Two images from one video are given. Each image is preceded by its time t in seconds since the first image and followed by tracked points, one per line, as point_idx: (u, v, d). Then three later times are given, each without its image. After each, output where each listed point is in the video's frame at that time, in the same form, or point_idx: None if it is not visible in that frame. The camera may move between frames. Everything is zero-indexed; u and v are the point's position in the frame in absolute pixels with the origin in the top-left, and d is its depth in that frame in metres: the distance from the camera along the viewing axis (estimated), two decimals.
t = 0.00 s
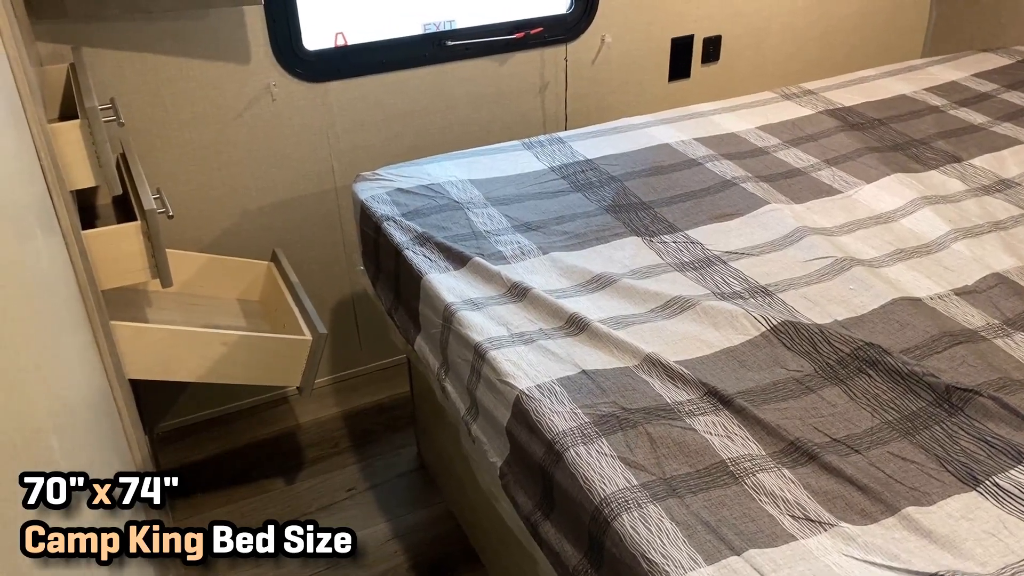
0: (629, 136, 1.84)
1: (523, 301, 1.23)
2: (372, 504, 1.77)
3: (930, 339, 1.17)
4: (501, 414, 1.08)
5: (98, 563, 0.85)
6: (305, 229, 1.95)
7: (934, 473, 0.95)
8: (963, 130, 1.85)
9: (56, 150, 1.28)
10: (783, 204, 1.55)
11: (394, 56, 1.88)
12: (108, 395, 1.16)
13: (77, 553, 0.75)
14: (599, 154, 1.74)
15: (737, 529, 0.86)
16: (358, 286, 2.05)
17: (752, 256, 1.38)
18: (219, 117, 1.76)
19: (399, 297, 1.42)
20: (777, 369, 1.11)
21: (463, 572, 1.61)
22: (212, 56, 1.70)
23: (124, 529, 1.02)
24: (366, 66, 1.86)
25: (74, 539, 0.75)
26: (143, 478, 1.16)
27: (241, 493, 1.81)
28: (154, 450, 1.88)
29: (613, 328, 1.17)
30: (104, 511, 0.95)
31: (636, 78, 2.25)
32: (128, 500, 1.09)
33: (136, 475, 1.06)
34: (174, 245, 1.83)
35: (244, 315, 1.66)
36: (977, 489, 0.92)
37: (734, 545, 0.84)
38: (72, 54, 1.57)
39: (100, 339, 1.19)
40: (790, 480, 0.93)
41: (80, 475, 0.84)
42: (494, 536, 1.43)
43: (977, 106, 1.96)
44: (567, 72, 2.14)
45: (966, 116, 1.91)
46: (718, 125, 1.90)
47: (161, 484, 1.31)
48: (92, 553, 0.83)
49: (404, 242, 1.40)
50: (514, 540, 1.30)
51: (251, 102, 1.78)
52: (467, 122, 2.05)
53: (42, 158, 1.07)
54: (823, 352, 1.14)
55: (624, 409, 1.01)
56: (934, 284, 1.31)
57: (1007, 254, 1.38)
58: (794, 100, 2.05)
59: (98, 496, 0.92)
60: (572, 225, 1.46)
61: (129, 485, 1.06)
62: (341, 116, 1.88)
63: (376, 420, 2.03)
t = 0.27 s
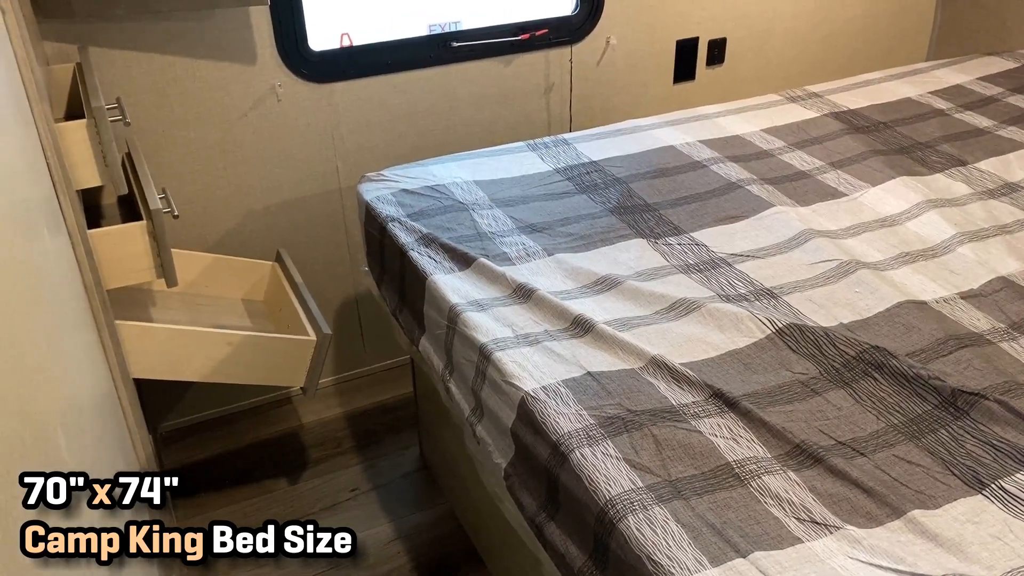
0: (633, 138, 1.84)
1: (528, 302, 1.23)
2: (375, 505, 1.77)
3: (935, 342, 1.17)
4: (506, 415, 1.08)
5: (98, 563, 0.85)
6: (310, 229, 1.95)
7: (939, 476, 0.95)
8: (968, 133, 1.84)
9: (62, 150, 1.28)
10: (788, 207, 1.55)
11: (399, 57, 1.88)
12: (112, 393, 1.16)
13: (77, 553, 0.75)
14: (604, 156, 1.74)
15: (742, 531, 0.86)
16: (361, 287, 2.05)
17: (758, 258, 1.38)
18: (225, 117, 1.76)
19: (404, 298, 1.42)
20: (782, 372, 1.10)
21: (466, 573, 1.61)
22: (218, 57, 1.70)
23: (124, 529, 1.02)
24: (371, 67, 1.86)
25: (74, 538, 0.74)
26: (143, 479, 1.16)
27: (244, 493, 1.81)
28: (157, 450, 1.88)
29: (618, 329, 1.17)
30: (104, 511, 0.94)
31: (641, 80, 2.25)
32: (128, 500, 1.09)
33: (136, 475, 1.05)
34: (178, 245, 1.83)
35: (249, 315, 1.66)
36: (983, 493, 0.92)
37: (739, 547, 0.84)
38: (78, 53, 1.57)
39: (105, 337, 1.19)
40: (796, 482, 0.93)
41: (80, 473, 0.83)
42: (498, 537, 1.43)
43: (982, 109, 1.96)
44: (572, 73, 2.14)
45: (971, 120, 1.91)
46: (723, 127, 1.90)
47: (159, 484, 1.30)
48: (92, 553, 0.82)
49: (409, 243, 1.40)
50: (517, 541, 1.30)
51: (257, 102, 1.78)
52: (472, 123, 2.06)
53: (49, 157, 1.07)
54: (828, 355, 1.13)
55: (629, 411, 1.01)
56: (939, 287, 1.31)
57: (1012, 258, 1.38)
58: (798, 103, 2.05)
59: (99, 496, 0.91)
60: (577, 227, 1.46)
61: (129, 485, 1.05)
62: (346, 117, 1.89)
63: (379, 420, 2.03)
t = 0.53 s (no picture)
0: (633, 141, 1.84)
1: (528, 306, 1.23)
2: (375, 509, 1.77)
3: (936, 347, 1.16)
4: (506, 419, 1.08)
5: (98, 564, 0.85)
6: (311, 233, 1.95)
7: (941, 481, 0.94)
8: (968, 137, 1.84)
9: (63, 154, 1.28)
10: (788, 211, 1.55)
11: (400, 61, 1.89)
12: (113, 398, 1.16)
13: (77, 553, 0.75)
14: (605, 160, 1.74)
15: (742, 535, 0.86)
16: (361, 291, 2.05)
17: (758, 262, 1.38)
18: (226, 121, 1.76)
19: (404, 301, 1.42)
20: (782, 376, 1.10)
21: None
22: (218, 61, 1.70)
23: (124, 529, 1.02)
24: (373, 72, 1.87)
25: (75, 539, 0.75)
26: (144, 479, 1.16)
27: (245, 496, 1.81)
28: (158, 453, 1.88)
29: (618, 333, 1.17)
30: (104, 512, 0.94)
31: (641, 84, 2.25)
32: (128, 500, 1.09)
33: (136, 475, 1.05)
34: (179, 249, 1.83)
35: (249, 319, 1.66)
36: (985, 497, 0.92)
37: (740, 552, 0.84)
38: (79, 58, 1.58)
39: (105, 342, 1.19)
40: (796, 486, 0.92)
41: (84, 477, 0.83)
42: (498, 541, 1.43)
43: (983, 113, 1.96)
44: (572, 77, 2.14)
45: (972, 123, 1.91)
46: (723, 131, 1.90)
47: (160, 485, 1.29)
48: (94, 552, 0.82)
49: (409, 247, 1.41)
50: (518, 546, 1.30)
51: (257, 106, 1.78)
52: (472, 127, 2.06)
53: (49, 161, 1.07)
54: (828, 359, 1.13)
55: (629, 415, 1.01)
56: (939, 291, 1.31)
57: (1013, 262, 1.38)
58: (798, 107, 2.05)
59: (99, 496, 0.90)
60: (577, 230, 1.46)
61: (129, 485, 1.05)
62: (347, 121, 1.89)
63: (379, 424, 2.03)
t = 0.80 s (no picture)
0: (629, 144, 1.85)
1: (525, 309, 1.23)
2: (373, 513, 1.77)
3: (932, 347, 1.17)
4: (504, 421, 1.08)
5: (98, 564, 0.85)
6: (308, 238, 1.95)
7: (937, 481, 0.95)
8: (962, 137, 1.85)
9: (59, 159, 1.28)
10: (784, 212, 1.55)
11: (396, 66, 1.89)
12: (110, 403, 1.15)
13: (76, 553, 0.74)
14: (600, 163, 1.75)
15: (741, 536, 0.86)
16: (358, 295, 2.05)
17: (754, 264, 1.38)
18: (222, 126, 1.76)
19: (401, 305, 1.42)
20: (779, 377, 1.11)
21: None
22: (215, 66, 1.71)
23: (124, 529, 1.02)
24: (369, 76, 1.87)
25: (75, 540, 0.75)
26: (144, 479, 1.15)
27: (244, 501, 1.81)
28: (156, 458, 1.88)
29: (616, 336, 1.17)
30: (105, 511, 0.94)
31: (636, 87, 2.26)
32: (128, 500, 1.09)
33: (136, 475, 1.05)
34: (175, 254, 1.83)
35: (247, 324, 1.66)
36: (981, 496, 0.93)
37: (738, 552, 0.84)
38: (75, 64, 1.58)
39: (101, 346, 1.18)
40: (794, 486, 0.93)
41: (83, 477, 0.83)
42: (496, 544, 1.43)
43: (976, 114, 1.97)
44: (568, 80, 2.15)
45: (966, 124, 1.92)
46: (718, 133, 1.91)
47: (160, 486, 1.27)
48: (94, 552, 0.82)
49: (406, 251, 1.41)
50: (516, 549, 1.31)
51: (253, 111, 1.78)
52: (468, 131, 2.06)
53: (45, 167, 1.07)
54: (825, 359, 1.14)
55: (627, 417, 1.01)
56: (935, 291, 1.31)
57: (1007, 262, 1.39)
58: (793, 109, 2.06)
59: (98, 496, 0.91)
60: (573, 233, 1.46)
61: (129, 485, 1.05)
62: (343, 125, 1.89)
63: (377, 427, 2.03)
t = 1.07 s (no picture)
0: (616, 144, 1.86)
1: (516, 308, 1.24)
2: (366, 515, 1.77)
3: (918, 340, 1.18)
4: (496, 420, 1.08)
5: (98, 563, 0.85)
6: (297, 241, 1.95)
7: (925, 471, 0.96)
8: (944, 134, 1.88)
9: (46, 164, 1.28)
10: (770, 209, 1.57)
11: (383, 68, 1.89)
12: (102, 408, 1.14)
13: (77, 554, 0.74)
14: (588, 162, 1.76)
15: (732, 528, 0.87)
16: (348, 298, 2.05)
17: (741, 260, 1.39)
18: (209, 130, 1.76)
19: (391, 306, 1.42)
20: (767, 371, 1.12)
21: None
22: (203, 69, 1.71)
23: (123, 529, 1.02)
24: (356, 79, 1.87)
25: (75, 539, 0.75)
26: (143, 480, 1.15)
27: (236, 505, 1.80)
28: (147, 465, 1.87)
29: (606, 333, 1.18)
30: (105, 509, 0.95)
31: (622, 88, 2.27)
32: (127, 500, 1.09)
33: (138, 475, 1.06)
34: (164, 259, 1.83)
35: (236, 328, 1.66)
36: (968, 486, 0.94)
37: (730, 544, 0.85)
38: (61, 69, 1.57)
39: (91, 351, 1.17)
40: (784, 479, 0.94)
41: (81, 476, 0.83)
42: (489, 544, 1.43)
43: (958, 110, 1.99)
44: (554, 81, 2.16)
45: (948, 121, 1.94)
46: (704, 132, 1.92)
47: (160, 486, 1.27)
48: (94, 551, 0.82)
49: (396, 252, 1.41)
50: (508, 548, 1.31)
51: (240, 115, 1.78)
52: (456, 133, 2.07)
53: (33, 172, 1.07)
54: (813, 353, 1.15)
55: (619, 413, 1.02)
56: (920, 285, 1.33)
57: (991, 255, 1.40)
58: (777, 107, 2.07)
59: (99, 496, 0.92)
60: (562, 233, 1.47)
61: (129, 485, 1.06)
62: (330, 128, 1.89)
63: (368, 430, 2.02)
